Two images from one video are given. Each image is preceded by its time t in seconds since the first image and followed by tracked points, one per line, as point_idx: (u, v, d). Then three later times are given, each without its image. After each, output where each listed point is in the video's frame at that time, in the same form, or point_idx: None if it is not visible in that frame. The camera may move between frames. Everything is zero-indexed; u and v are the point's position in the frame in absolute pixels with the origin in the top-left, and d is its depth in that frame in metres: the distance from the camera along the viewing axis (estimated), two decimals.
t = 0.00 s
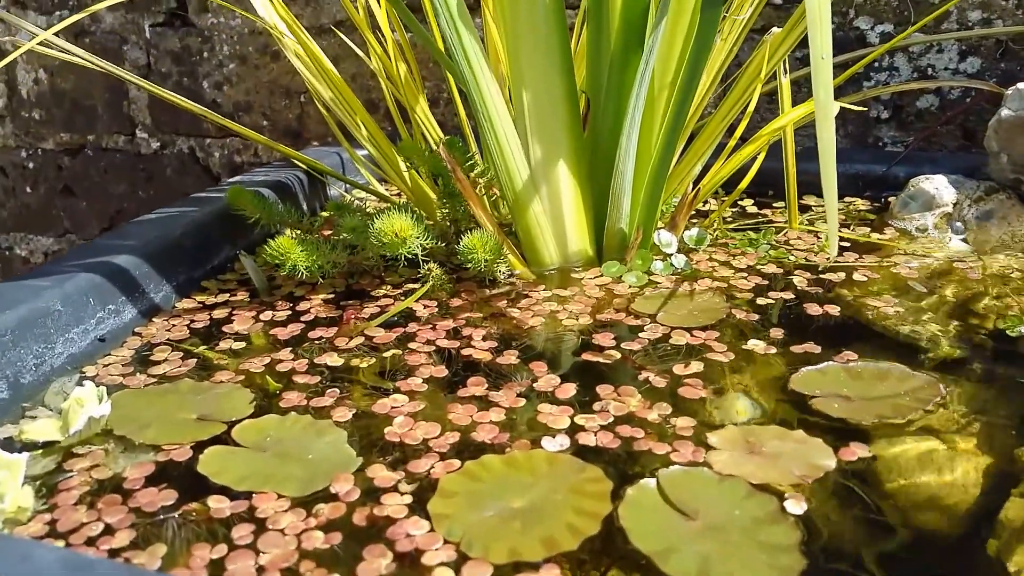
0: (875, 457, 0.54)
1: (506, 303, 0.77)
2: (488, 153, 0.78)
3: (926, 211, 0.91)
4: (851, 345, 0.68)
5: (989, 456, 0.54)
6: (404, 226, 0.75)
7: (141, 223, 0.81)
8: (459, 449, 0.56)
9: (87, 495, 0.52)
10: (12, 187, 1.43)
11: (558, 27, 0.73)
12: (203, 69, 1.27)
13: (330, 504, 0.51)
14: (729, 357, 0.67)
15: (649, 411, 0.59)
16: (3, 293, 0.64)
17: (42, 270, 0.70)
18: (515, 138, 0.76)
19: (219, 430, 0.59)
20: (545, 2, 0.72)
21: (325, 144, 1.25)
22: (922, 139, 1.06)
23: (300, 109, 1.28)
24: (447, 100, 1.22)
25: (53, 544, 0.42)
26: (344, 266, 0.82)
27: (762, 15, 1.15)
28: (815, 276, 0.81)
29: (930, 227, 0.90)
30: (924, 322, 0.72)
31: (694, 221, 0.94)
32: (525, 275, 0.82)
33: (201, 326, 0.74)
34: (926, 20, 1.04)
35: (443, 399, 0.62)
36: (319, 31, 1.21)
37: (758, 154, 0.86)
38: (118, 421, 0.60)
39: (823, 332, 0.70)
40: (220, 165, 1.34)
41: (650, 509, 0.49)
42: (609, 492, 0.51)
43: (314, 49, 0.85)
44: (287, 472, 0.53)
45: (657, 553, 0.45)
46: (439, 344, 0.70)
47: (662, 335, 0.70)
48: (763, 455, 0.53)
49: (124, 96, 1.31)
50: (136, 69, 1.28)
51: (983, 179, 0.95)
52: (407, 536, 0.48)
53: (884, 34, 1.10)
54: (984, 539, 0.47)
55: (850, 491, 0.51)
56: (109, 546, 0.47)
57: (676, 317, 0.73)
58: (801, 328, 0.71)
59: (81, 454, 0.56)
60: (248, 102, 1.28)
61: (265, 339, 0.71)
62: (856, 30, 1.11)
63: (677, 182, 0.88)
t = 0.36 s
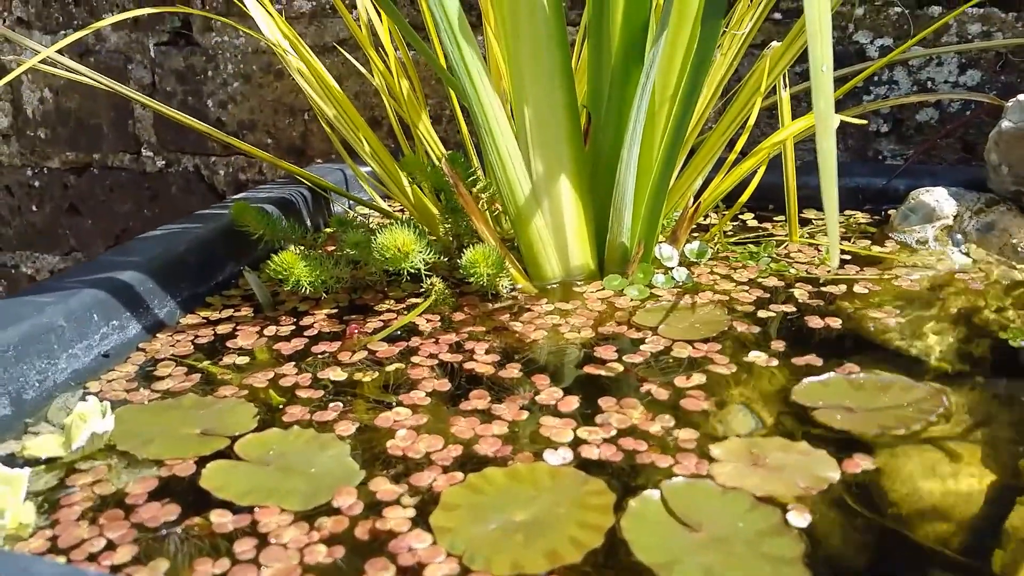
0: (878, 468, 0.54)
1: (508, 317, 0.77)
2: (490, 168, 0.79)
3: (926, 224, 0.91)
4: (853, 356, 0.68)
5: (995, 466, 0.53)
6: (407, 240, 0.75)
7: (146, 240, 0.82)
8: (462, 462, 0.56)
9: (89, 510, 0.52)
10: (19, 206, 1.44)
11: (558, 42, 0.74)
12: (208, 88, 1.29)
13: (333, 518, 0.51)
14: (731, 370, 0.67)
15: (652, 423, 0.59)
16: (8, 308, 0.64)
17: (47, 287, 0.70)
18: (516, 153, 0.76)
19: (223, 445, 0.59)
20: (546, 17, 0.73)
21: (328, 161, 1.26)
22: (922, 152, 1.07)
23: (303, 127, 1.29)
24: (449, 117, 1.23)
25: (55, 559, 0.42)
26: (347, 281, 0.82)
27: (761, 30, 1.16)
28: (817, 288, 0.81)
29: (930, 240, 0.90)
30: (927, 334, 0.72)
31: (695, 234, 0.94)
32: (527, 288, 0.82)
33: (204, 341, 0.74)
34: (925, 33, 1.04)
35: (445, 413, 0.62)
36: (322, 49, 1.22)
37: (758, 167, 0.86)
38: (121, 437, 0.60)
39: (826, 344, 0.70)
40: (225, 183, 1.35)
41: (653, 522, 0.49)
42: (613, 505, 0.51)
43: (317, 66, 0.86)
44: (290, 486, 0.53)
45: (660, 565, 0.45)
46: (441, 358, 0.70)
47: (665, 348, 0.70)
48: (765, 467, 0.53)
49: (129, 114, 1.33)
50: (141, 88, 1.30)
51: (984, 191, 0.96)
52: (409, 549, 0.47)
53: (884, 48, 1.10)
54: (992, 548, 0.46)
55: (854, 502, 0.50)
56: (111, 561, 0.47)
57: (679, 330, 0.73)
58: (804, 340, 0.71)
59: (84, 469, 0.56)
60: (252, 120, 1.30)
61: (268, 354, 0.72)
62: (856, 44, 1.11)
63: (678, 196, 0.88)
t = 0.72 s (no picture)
0: (860, 487, 0.54)
1: (498, 336, 0.78)
2: (480, 189, 0.80)
3: (913, 242, 0.91)
4: (838, 375, 0.69)
5: (974, 484, 0.54)
6: (398, 261, 0.76)
7: (142, 262, 0.83)
8: (448, 482, 0.56)
9: (79, 533, 0.53)
10: (18, 226, 1.46)
11: (547, 67, 0.75)
12: (206, 110, 1.31)
13: (320, 539, 0.51)
14: (717, 389, 0.67)
15: (637, 442, 0.60)
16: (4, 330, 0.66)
17: (41, 309, 0.72)
18: (506, 174, 0.77)
19: (213, 466, 0.60)
20: (534, 43, 0.74)
21: (324, 182, 1.27)
22: (910, 171, 1.08)
23: (300, 148, 1.30)
24: (444, 138, 1.24)
25: None
26: (339, 301, 0.83)
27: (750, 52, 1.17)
28: (804, 307, 0.82)
29: (916, 260, 0.90)
30: (912, 353, 0.73)
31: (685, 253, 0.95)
32: (518, 307, 0.83)
33: (198, 362, 0.75)
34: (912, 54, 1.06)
35: (434, 433, 0.62)
36: (318, 71, 1.24)
37: (746, 187, 0.88)
38: (112, 458, 0.60)
39: (812, 363, 0.71)
40: (222, 204, 1.36)
41: (636, 542, 0.50)
42: (597, 525, 0.52)
43: (310, 90, 0.88)
44: (279, 506, 0.54)
45: None
46: (431, 378, 0.70)
47: (652, 367, 0.71)
48: (748, 487, 0.54)
49: (127, 136, 1.34)
50: (139, 110, 1.32)
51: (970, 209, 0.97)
52: (395, 570, 0.48)
53: (871, 69, 1.12)
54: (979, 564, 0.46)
55: (836, 521, 0.51)
56: None
57: (667, 350, 0.74)
58: (789, 359, 0.72)
59: (74, 491, 0.57)
60: (249, 141, 1.31)
61: (261, 375, 0.72)
62: (843, 65, 1.13)
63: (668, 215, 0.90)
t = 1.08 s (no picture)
0: (812, 488, 0.55)
1: (465, 341, 0.79)
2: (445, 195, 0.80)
3: (881, 243, 0.93)
4: (796, 377, 0.70)
5: (924, 484, 0.55)
6: (363, 269, 0.77)
7: (112, 271, 0.84)
8: (408, 488, 0.57)
9: (40, 542, 0.53)
10: None
11: (510, 74, 0.76)
12: (180, 117, 1.31)
13: (278, 546, 0.52)
14: (677, 392, 0.68)
15: (596, 446, 0.61)
16: None
17: (9, 319, 0.72)
18: (470, 180, 0.78)
19: (176, 475, 0.60)
20: (496, 49, 0.75)
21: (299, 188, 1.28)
22: (878, 172, 1.09)
23: (274, 154, 1.31)
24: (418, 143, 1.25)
25: None
26: (308, 307, 0.84)
27: (719, 54, 1.19)
28: (769, 308, 0.83)
29: (882, 259, 0.92)
30: (873, 353, 0.74)
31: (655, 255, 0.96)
32: (486, 312, 0.83)
33: (165, 371, 0.75)
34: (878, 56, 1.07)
35: (396, 439, 0.63)
36: (292, 78, 1.25)
37: (711, 190, 0.89)
38: (76, 468, 0.61)
39: (772, 365, 0.72)
40: (197, 211, 1.37)
41: (589, 544, 0.50)
42: (552, 528, 0.52)
43: (276, 101, 0.88)
44: (239, 515, 0.55)
45: None
46: (395, 384, 0.71)
47: (615, 370, 0.72)
48: (701, 489, 0.55)
49: (102, 143, 1.35)
50: (114, 117, 1.32)
51: (937, 210, 0.98)
52: None
53: (839, 71, 1.13)
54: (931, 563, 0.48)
55: (787, 522, 0.52)
56: None
57: (631, 353, 0.75)
58: (750, 361, 0.73)
59: (37, 502, 0.57)
60: (223, 147, 1.32)
61: (227, 383, 0.73)
62: (811, 68, 1.14)
63: (636, 219, 0.90)
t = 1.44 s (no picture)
0: (774, 480, 0.55)
1: (437, 333, 0.79)
2: (418, 187, 0.80)
3: (856, 235, 0.93)
4: (764, 368, 0.70)
5: (885, 476, 0.55)
6: (333, 262, 0.77)
7: (82, 266, 0.83)
8: (373, 481, 0.57)
9: (5, 536, 0.53)
10: None
11: (481, 67, 0.76)
12: (156, 107, 1.32)
13: (242, 540, 0.52)
14: (645, 384, 0.69)
15: (562, 439, 0.61)
16: None
17: None
18: (442, 171, 0.78)
19: (143, 469, 0.60)
20: (467, 40, 0.74)
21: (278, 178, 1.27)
22: (856, 161, 1.10)
23: (251, 144, 1.32)
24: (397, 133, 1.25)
25: None
26: (281, 300, 0.84)
27: (697, 43, 1.18)
28: (741, 299, 0.83)
29: (858, 249, 0.92)
30: (843, 344, 0.74)
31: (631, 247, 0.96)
32: (460, 305, 0.83)
33: (136, 365, 0.75)
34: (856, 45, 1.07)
35: (364, 432, 0.63)
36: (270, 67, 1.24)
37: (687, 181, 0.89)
38: (47, 462, 0.61)
39: (742, 357, 0.73)
40: (174, 200, 1.37)
41: (551, 537, 0.51)
42: (514, 520, 0.52)
43: (247, 95, 0.87)
44: (204, 508, 0.55)
45: None
46: (366, 376, 0.71)
47: (586, 362, 0.72)
48: (665, 480, 0.55)
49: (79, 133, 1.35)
50: (90, 107, 1.34)
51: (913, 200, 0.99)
52: (311, 569, 0.49)
53: (818, 60, 1.13)
54: (895, 557, 0.48)
55: (748, 514, 0.52)
56: None
57: (602, 344, 0.75)
58: (720, 352, 0.73)
59: (6, 495, 0.57)
60: (199, 137, 1.33)
61: (198, 376, 0.73)
62: (789, 57, 1.14)
63: (612, 211, 0.90)
